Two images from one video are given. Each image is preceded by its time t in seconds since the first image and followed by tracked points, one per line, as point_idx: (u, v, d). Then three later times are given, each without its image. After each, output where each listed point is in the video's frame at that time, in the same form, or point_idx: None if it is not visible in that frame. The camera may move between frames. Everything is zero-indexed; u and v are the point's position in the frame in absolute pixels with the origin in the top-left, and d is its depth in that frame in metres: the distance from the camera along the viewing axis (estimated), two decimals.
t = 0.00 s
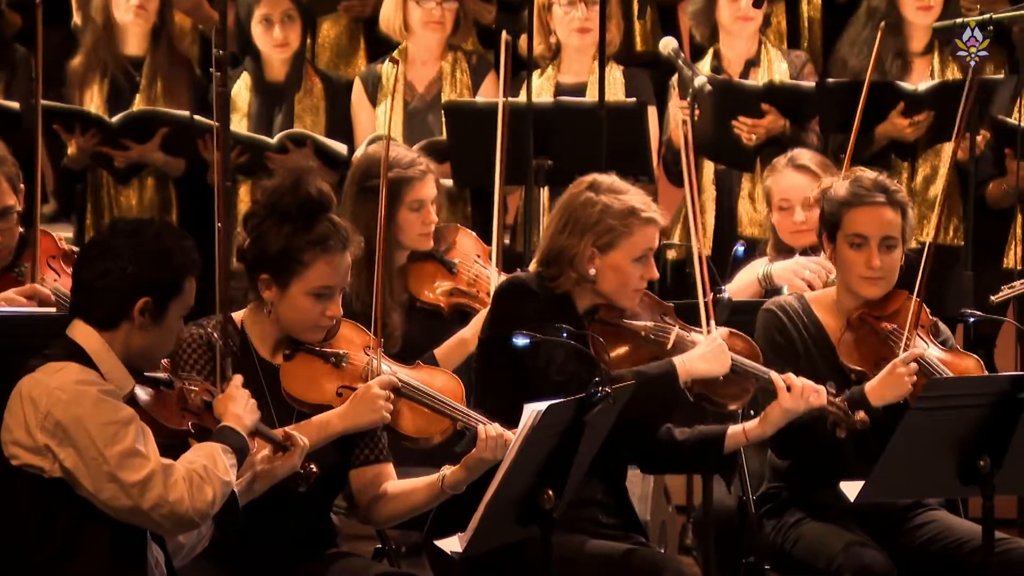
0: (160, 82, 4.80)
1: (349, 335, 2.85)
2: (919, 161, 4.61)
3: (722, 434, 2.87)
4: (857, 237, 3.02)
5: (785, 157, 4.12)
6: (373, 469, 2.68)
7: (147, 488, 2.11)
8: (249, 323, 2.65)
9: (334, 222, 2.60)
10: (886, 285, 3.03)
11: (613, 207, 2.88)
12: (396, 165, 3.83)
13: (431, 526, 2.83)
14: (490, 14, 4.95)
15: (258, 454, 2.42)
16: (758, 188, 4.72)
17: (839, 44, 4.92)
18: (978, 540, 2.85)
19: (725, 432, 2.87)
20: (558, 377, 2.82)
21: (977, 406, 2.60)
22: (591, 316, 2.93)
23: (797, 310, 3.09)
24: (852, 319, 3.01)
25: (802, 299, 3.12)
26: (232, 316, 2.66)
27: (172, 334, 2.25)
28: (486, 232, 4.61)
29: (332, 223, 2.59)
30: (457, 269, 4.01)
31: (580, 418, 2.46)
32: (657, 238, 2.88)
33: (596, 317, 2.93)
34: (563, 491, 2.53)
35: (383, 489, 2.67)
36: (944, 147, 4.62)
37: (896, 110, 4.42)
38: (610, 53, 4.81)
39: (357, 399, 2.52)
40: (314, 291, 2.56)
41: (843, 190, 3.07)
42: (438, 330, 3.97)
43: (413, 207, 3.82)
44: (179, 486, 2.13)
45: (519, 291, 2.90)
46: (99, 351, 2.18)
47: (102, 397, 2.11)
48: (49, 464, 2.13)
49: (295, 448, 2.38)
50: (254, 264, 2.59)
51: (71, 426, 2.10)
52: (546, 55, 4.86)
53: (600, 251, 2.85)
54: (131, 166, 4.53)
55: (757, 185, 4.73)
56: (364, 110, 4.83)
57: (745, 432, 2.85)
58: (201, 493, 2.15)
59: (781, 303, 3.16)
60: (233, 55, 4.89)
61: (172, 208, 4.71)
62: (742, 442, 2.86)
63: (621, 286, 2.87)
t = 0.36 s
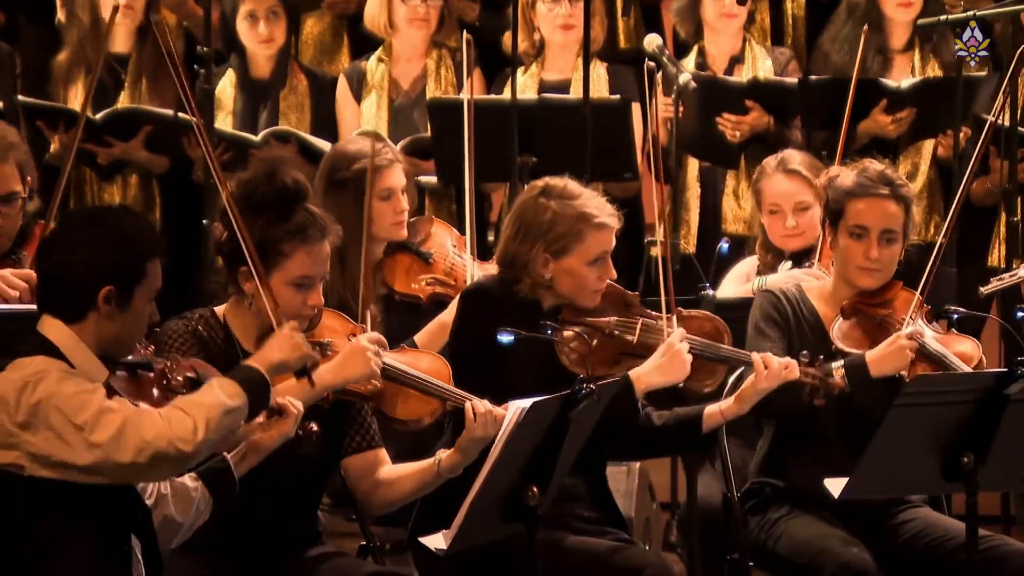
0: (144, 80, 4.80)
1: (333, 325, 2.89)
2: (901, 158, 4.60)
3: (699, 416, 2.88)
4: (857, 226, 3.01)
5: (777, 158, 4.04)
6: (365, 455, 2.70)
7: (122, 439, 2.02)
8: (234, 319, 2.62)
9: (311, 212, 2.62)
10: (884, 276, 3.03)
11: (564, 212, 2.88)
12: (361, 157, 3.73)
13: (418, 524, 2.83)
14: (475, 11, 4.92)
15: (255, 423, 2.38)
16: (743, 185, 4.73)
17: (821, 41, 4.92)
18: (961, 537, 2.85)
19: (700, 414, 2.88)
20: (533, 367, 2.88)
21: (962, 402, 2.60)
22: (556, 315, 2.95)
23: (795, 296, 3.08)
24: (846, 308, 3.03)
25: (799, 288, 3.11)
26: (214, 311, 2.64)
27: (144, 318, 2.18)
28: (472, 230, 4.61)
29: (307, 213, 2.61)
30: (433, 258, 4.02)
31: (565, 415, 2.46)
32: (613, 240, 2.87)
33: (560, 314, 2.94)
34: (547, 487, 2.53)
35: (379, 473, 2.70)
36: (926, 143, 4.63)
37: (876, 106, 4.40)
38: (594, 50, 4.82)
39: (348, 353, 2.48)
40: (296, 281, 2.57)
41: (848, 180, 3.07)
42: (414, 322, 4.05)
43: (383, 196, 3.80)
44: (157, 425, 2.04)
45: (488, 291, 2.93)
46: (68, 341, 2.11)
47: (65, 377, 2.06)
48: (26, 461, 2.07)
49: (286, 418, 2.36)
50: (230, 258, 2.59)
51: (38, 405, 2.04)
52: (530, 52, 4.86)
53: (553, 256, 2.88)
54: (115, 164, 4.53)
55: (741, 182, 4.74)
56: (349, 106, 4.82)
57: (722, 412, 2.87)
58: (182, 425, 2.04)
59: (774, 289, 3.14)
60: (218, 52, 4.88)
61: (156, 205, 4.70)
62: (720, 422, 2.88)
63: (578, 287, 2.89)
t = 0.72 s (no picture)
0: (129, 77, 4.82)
1: (308, 324, 2.92)
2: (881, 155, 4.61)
3: (660, 428, 2.92)
4: (853, 219, 3.01)
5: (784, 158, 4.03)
6: (344, 453, 2.71)
7: (108, 435, 2.05)
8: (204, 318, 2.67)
9: (279, 212, 2.61)
10: (877, 268, 3.03)
11: (525, 219, 2.90)
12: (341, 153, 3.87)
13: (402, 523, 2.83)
14: (460, 9, 4.89)
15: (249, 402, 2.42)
16: (729, 183, 4.74)
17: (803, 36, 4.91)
18: (946, 535, 2.86)
19: (662, 426, 2.92)
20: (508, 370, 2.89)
21: (947, 400, 2.60)
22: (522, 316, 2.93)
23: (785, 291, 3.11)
24: (837, 301, 3.04)
25: (791, 283, 3.14)
26: (187, 314, 2.66)
27: (116, 309, 2.19)
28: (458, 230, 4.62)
29: (276, 214, 2.60)
30: (415, 255, 4.01)
31: (550, 413, 2.46)
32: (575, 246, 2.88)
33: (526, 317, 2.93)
34: (532, 485, 2.53)
35: (356, 472, 2.71)
36: (908, 141, 4.61)
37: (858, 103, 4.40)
38: (579, 48, 4.84)
39: (323, 370, 2.57)
40: (268, 283, 2.56)
41: (846, 174, 3.07)
42: (398, 317, 3.97)
43: (362, 191, 3.85)
44: (142, 418, 2.06)
45: (465, 299, 2.93)
46: (40, 339, 2.12)
47: (42, 376, 2.08)
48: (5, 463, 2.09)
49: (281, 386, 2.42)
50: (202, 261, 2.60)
51: (18, 408, 2.06)
52: (514, 49, 4.82)
53: (515, 263, 2.89)
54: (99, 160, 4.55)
55: (727, 180, 4.74)
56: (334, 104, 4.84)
57: (682, 426, 2.91)
58: (166, 416, 2.07)
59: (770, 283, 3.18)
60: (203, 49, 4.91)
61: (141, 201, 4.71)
62: (679, 434, 2.92)
63: (542, 293, 2.90)
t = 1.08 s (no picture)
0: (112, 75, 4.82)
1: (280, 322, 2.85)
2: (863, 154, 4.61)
3: (648, 403, 2.91)
4: (835, 218, 3.02)
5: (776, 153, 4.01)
6: (319, 448, 2.68)
7: (97, 466, 2.10)
8: (178, 325, 2.65)
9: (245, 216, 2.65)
10: (861, 266, 3.03)
11: (482, 192, 2.92)
12: (332, 151, 3.90)
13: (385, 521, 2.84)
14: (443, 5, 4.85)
15: (218, 419, 2.42)
16: (714, 180, 4.73)
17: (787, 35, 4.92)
18: (930, 532, 2.86)
19: (649, 399, 2.91)
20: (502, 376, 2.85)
21: (930, 397, 2.61)
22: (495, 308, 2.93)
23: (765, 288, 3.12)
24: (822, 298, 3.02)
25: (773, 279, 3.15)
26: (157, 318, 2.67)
27: (102, 316, 2.24)
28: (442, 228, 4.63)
29: (242, 218, 2.64)
30: (405, 254, 3.99)
31: (535, 411, 2.46)
32: (533, 219, 2.91)
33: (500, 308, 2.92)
34: (516, 483, 2.53)
35: (331, 467, 2.68)
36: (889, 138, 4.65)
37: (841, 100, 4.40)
38: (564, 45, 4.82)
39: (299, 388, 2.54)
40: (240, 287, 2.59)
41: (827, 172, 3.09)
42: (387, 314, 3.87)
43: (355, 189, 3.88)
44: (129, 458, 2.12)
45: (450, 299, 2.90)
46: (29, 341, 2.15)
47: (35, 387, 2.09)
48: None
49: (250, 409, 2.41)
50: (175, 271, 2.61)
51: (9, 421, 2.07)
52: (500, 47, 4.85)
53: (478, 239, 2.90)
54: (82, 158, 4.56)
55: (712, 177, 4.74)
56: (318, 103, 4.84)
57: (669, 398, 2.90)
58: (152, 460, 2.13)
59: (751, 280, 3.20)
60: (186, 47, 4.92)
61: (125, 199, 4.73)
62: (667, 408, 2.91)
63: (506, 271, 2.88)
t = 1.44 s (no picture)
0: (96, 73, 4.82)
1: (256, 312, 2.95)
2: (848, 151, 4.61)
3: (646, 373, 2.89)
4: (815, 226, 3.02)
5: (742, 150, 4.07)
6: (300, 438, 2.70)
7: (69, 482, 2.13)
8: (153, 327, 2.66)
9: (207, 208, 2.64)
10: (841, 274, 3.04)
11: (455, 176, 2.91)
12: (334, 155, 3.81)
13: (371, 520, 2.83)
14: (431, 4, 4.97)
15: (190, 444, 2.45)
16: (704, 179, 4.73)
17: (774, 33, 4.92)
18: (915, 530, 2.87)
19: (648, 369, 2.90)
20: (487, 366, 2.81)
21: (915, 396, 2.61)
22: (483, 301, 2.94)
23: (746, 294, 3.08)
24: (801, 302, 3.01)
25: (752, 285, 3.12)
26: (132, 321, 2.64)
27: (91, 326, 2.27)
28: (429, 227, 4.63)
29: (205, 211, 2.63)
30: (399, 257, 3.88)
31: (521, 410, 2.46)
32: (508, 205, 2.89)
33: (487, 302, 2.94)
34: (503, 481, 2.53)
35: (314, 455, 2.69)
36: (875, 135, 4.64)
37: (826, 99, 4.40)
38: (550, 43, 4.81)
39: (277, 384, 2.53)
40: (212, 280, 2.60)
41: (801, 176, 3.08)
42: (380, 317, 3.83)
43: (352, 195, 3.80)
44: (102, 478, 2.15)
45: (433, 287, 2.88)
46: (18, 346, 2.18)
47: (19, 393, 2.13)
48: None
49: (224, 436, 2.42)
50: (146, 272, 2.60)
51: None
52: (485, 45, 4.87)
53: (454, 225, 2.88)
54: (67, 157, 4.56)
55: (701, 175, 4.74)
56: (304, 102, 4.83)
57: (667, 366, 2.87)
58: (124, 484, 2.17)
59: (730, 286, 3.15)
60: (171, 45, 4.92)
61: (111, 197, 4.74)
62: (667, 375, 2.88)
63: (480, 258, 2.86)
